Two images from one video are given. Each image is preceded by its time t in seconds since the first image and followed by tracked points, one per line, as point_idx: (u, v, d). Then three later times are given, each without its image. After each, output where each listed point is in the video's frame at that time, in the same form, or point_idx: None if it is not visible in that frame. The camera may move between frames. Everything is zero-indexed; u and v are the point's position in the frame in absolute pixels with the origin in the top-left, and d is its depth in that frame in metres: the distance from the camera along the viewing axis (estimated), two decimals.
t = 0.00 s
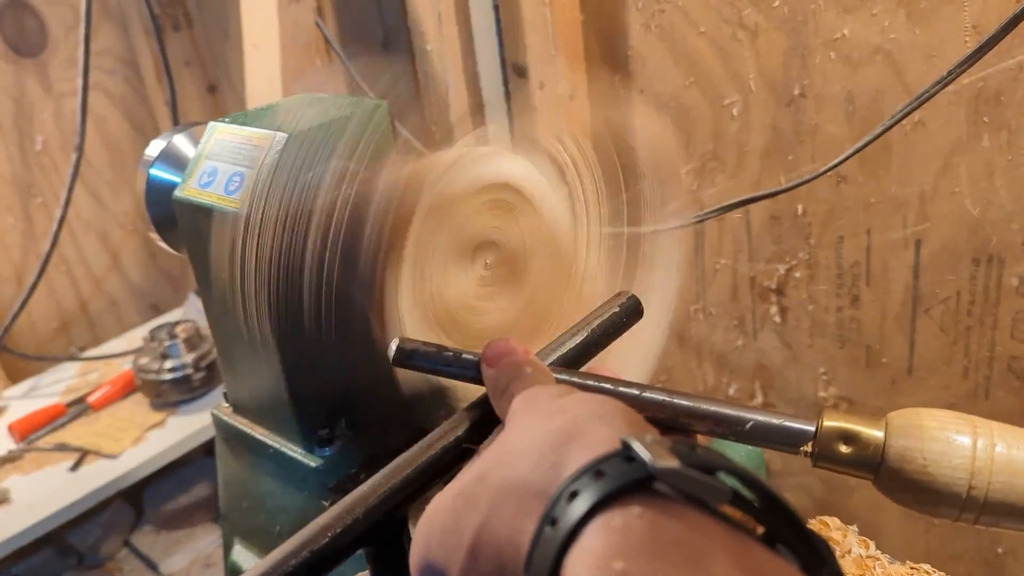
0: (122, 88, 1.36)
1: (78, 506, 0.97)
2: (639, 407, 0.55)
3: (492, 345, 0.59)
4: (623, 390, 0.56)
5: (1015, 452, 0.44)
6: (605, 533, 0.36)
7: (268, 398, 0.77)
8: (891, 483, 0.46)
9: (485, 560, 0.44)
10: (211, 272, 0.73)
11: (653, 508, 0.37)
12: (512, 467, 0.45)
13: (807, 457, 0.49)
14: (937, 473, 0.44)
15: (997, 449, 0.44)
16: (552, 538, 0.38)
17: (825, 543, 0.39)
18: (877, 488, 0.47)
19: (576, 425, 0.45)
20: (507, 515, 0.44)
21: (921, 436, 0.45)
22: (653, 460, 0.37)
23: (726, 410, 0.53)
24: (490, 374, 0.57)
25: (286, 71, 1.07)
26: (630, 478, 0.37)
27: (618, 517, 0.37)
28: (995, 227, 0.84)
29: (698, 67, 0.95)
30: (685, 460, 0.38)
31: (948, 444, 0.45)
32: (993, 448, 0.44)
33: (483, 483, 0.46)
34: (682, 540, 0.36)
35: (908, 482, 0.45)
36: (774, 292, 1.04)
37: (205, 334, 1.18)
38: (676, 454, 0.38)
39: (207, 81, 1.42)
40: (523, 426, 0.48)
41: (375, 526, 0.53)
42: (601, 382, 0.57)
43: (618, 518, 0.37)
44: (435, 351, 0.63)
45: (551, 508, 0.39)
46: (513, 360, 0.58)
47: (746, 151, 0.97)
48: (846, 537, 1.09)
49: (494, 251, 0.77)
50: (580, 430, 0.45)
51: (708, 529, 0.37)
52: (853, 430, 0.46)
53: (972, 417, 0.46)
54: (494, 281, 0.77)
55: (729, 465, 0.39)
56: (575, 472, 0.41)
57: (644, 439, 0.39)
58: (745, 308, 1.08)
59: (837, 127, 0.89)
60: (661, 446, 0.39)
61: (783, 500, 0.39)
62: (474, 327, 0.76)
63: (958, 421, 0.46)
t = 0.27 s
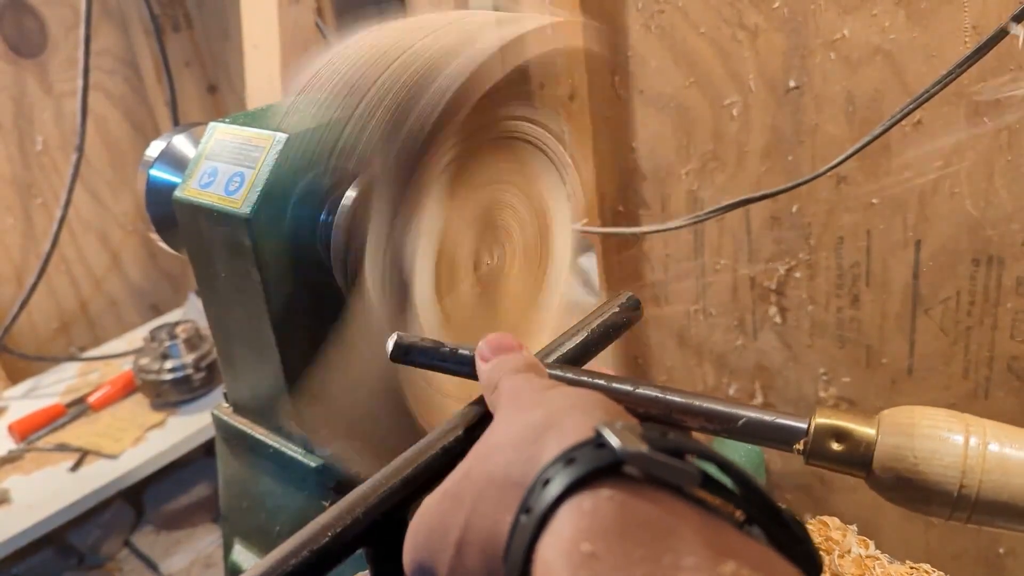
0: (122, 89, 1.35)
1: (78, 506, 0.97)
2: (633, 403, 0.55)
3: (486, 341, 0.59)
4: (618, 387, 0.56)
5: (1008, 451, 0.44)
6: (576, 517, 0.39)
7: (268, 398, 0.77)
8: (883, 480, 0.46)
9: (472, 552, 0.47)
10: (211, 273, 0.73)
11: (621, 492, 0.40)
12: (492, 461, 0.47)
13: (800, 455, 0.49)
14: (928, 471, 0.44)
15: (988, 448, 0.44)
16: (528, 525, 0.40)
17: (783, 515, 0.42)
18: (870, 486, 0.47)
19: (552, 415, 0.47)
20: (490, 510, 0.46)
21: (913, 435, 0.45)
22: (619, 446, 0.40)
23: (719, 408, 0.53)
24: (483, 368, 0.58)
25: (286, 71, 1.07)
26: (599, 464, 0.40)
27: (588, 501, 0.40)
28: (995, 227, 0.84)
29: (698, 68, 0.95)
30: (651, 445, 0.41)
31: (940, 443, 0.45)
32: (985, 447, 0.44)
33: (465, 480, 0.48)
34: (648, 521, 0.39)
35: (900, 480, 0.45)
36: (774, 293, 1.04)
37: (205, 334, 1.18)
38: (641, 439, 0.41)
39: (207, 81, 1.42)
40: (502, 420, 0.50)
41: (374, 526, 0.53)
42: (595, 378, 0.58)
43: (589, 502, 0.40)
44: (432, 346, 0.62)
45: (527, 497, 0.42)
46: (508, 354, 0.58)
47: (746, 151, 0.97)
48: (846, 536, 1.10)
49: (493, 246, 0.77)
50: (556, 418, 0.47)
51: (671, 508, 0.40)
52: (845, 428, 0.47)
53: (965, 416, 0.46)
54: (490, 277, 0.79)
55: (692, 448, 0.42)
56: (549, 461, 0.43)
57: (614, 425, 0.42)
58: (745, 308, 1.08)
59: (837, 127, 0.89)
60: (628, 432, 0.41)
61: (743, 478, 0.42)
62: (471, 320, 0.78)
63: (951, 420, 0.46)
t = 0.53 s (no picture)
0: (122, 89, 1.35)
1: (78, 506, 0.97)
2: (630, 398, 0.57)
3: (488, 336, 0.61)
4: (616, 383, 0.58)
5: (1001, 455, 0.42)
6: (567, 494, 0.40)
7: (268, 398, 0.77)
8: (877, 483, 0.45)
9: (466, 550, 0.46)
10: (211, 272, 0.73)
11: (611, 469, 0.41)
12: (488, 453, 0.47)
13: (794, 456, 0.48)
14: (920, 473, 0.43)
15: (981, 450, 0.43)
16: (519, 505, 0.41)
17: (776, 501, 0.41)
18: (865, 489, 0.46)
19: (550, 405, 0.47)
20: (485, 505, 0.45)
21: (904, 436, 0.44)
22: (609, 427, 0.41)
23: (711, 404, 0.53)
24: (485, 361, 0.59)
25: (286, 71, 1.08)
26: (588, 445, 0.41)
27: (578, 479, 0.41)
28: (995, 226, 0.84)
29: (698, 67, 0.95)
30: (640, 427, 0.42)
31: (932, 444, 0.43)
32: (978, 450, 0.43)
33: (460, 473, 0.47)
34: (637, 499, 0.40)
35: (893, 482, 0.44)
36: (774, 292, 1.04)
37: (205, 334, 1.18)
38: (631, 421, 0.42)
39: (207, 81, 1.42)
40: (499, 413, 0.50)
41: (375, 525, 0.53)
42: (594, 374, 0.60)
43: (579, 481, 0.41)
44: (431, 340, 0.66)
45: (520, 480, 0.42)
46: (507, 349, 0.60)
47: (746, 151, 0.97)
48: (846, 536, 1.09)
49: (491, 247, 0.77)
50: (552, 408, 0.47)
51: (661, 488, 0.41)
52: (836, 429, 0.46)
53: (959, 418, 0.45)
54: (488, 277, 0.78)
55: (681, 431, 0.42)
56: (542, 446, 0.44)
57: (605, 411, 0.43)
58: (745, 308, 1.08)
59: (837, 127, 0.89)
60: (619, 415, 0.43)
61: (734, 461, 0.42)
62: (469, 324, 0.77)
63: (944, 423, 0.45)
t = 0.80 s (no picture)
0: (122, 89, 1.36)
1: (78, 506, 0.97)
2: (638, 397, 0.56)
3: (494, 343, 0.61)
4: (624, 382, 0.57)
5: (1009, 432, 0.43)
6: (563, 530, 0.39)
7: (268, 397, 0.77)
8: (888, 465, 0.46)
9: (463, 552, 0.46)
10: (210, 274, 0.73)
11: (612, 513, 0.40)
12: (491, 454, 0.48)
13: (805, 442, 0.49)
14: (931, 454, 0.44)
15: (989, 429, 0.44)
16: (513, 529, 0.40)
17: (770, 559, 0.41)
18: (876, 472, 0.47)
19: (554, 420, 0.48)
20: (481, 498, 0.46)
21: (915, 419, 0.45)
22: (618, 467, 0.40)
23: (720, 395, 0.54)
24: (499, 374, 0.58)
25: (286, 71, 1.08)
26: (594, 483, 0.40)
27: (577, 518, 0.39)
28: (995, 227, 0.84)
29: (698, 67, 0.95)
30: (650, 473, 0.40)
31: (943, 426, 0.44)
32: (987, 429, 0.44)
33: (463, 465, 0.48)
34: (637, 549, 0.38)
35: (904, 464, 0.45)
36: (774, 292, 1.04)
37: (205, 334, 1.18)
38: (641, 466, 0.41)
39: (207, 81, 1.42)
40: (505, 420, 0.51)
41: (374, 526, 0.53)
42: (600, 374, 0.58)
43: (577, 521, 0.39)
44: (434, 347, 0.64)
45: (516, 503, 0.41)
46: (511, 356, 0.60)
47: (746, 151, 0.97)
48: (845, 537, 1.08)
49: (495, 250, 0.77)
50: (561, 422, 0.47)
51: (660, 542, 0.39)
52: (851, 416, 0.47)
53: (966, 397, 0.46)
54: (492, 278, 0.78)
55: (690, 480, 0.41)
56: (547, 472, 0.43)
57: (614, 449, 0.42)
58: (745, 308, 1.08)
59: (837, 127, 0.89)
60: (628, 454, 0.42)
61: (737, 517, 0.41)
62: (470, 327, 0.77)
63: (953, 403, 0.45)
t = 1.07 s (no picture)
0: (122, 89, 1.36)
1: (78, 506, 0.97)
2: (629, 391, 0.55)
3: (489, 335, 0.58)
4: (615, 374, 0.56)
5: (999, 421, 0.43)
6: (557, 509, 0.40)
7: (269, 398, 0.77)
8: (877, 456, 0.45)
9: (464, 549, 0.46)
10: (210, 274, 0.73)
11: (604, 489, 0.41)
12: (488, 443, 0.48)
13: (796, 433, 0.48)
14: (921, 445, 0.43)
15: (978, 419, 0.43)
16: (509, 510, 0.41)
17: (764, 531, 0.42)
18: (866, 463, 0.46)
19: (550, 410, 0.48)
20: (478, 491, 0.46)
21: (906, 409, 0.44)
22: (608, 445, 0.40)
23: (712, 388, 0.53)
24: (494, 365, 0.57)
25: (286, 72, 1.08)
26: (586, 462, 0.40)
27: (571, 495, 0.40)
28: (995, 227, 0.84)
29: (698, 67, 0.95)
30: (641, 448, 0.41)
31: (934, 416, 0.44)
32: (976, 419, 0.43)
33: (459, 459, 0.48)
34: (630, 525, 0.39)
35: (893, 455, 0.44)
36: (774, 292, 1.04)
37: (205, 334, 1.18)
38: (633, 442, 0.41)
39: (207, 81, 1.43)
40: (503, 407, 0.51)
41: (374, 525, 0.53)
42: (591, 366, 0.58)
43: (572, 498, 0.40)
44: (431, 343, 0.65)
45: (512, 484, 0.42)
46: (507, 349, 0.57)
47: (746, 151, 0.97)
48: (845, 536, 1.08)
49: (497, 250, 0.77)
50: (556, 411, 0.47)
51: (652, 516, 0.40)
52: (844, 407, 0.45)
53: (955, 386, 0.45)
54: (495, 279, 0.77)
55: (680, 453, 0.41)
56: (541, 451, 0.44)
57: (605, 426, 0.43)
58: (745, 308, 1.08)
59: (837, 127, 0.89)
60: (620, 432, 0.42)
61: (729, 490, 0.41)
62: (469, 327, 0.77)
63: (942, 393, 0.45)
